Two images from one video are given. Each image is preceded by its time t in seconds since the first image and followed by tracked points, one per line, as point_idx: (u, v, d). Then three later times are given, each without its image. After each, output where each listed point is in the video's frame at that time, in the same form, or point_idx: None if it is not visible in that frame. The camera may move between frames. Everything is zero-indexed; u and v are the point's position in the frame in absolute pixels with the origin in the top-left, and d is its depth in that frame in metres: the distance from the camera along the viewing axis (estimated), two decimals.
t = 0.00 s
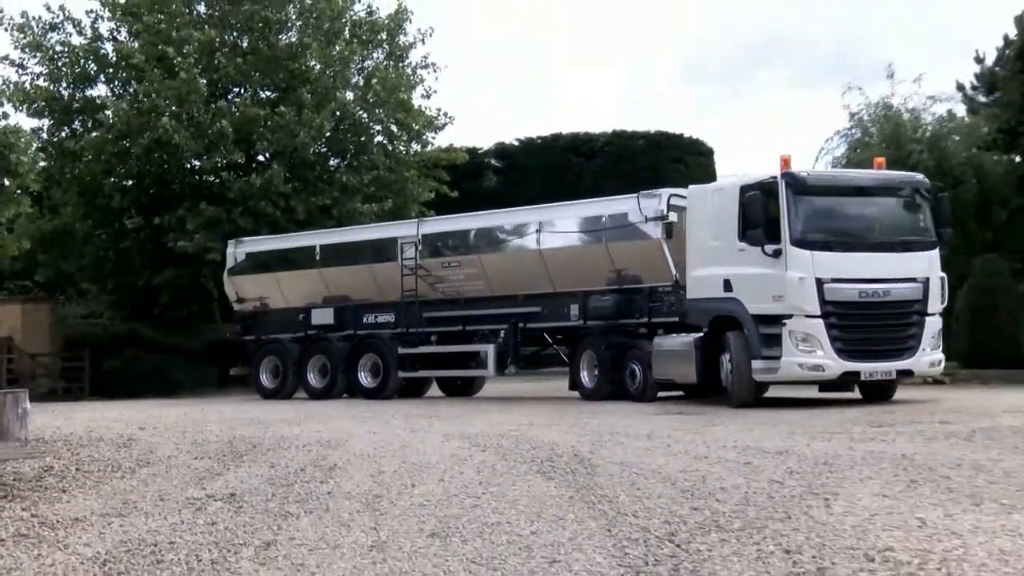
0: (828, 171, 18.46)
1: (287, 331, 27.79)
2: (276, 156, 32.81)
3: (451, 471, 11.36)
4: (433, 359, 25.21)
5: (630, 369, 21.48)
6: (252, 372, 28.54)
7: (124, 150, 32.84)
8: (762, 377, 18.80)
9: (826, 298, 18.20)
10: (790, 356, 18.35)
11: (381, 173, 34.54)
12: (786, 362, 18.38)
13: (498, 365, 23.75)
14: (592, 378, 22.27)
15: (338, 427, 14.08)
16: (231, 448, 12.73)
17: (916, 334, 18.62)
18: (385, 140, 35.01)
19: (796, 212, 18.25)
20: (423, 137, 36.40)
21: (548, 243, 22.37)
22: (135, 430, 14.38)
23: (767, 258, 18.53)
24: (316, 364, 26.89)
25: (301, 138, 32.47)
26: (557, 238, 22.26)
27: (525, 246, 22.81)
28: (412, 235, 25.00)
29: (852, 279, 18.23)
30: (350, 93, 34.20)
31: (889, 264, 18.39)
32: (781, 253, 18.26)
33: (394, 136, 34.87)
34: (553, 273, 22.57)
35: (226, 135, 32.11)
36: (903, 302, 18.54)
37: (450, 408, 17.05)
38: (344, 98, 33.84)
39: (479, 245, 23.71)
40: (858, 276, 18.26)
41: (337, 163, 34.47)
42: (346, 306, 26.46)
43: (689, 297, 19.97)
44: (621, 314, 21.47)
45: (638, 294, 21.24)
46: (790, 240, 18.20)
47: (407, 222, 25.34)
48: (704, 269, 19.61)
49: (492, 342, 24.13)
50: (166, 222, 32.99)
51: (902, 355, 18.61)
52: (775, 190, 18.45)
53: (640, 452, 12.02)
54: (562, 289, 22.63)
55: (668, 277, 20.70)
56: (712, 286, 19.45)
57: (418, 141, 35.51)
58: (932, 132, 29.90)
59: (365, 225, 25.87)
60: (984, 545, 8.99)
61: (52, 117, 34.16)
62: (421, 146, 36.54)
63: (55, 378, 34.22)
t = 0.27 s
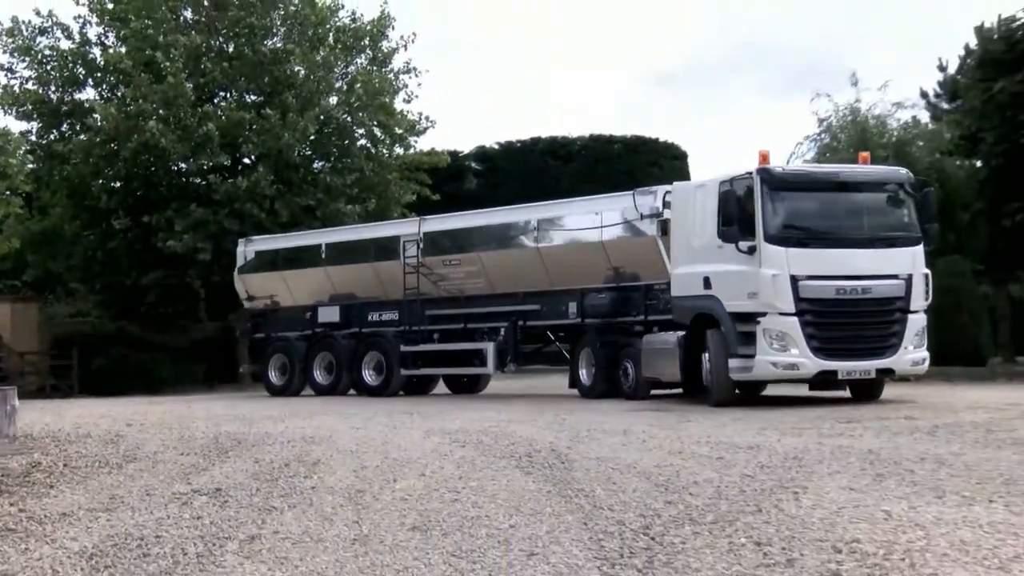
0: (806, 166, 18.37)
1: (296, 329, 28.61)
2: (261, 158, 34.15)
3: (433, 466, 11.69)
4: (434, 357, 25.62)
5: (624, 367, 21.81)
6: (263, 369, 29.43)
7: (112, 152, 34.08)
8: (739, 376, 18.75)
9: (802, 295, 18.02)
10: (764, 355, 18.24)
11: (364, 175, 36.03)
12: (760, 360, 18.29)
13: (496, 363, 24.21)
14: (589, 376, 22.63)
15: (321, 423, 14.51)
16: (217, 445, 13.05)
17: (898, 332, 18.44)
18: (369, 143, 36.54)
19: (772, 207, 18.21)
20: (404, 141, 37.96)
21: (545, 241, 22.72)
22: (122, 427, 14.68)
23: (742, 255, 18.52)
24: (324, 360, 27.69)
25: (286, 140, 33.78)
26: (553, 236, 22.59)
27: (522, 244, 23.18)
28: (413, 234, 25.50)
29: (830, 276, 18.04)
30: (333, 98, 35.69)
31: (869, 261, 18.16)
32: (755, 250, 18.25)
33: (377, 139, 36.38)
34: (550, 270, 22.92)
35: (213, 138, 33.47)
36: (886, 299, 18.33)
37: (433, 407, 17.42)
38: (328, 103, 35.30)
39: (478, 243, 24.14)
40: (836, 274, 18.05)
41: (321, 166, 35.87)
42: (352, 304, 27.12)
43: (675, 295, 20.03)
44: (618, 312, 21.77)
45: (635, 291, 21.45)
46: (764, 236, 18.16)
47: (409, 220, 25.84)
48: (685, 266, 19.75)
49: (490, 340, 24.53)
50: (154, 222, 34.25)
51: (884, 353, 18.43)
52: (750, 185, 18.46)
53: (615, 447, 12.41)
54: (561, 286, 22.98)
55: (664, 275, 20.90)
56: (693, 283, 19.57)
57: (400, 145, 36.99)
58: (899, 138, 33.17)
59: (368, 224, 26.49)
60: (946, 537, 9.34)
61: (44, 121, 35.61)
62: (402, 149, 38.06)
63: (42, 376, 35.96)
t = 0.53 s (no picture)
0: (778, 163, 18.50)
1: (302, 327, 29.16)
2: (247, 162, 35.13)
3: (413, 461, 12.03)
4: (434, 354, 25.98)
5: (614, 364, 22.13)
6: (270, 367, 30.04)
7: (100, 155, 34.94)
8: (707, 374, 18.92)
9: (771, 293, 18.20)
10: (733, 354, 18.41)
11: (348, 177, 37.17)
12: (729, 360, 18.45)
13: (493, 361, 24.66)
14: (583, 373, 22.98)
15: (303, 420, 14.89)
16: (202, 441, 13.35)
17: (874, 331, 18.58)
18: (351, 147, 37.59)
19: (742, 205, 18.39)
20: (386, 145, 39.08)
21: (540, 239, 23.04)
22: (108, 424, 14.94)
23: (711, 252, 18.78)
24: (328, 359, 28.22)
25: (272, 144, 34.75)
26: (548, 234, 22.91)
27: (517, 242, 23.51)
28: (412, 232, 25.91)
29: (801, 275, 18.24)
30: (317, 103, 36.69)
31: (843, 260, 18.34)
32: (725, 247, 18.45)
33: (359, 143, 37.47)
34: (545, 268, 23.25)
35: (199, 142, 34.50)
36: (861, 298, 18.49)
37: (415, 405, 17.77)
38: (311, 108, 36.30)
39: (475, 241, 24.49)
40: (808, 272, 18.25)
41: (306, 168, 36.91)
42: (356, 302, 27.63)
43: (654, 293, 20.27)
44: (611, 309, 21.95)
45: (628, 288, 21.55)
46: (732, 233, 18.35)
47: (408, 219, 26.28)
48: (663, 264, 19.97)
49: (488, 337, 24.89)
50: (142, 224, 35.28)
51: (859, 353, 18.60)
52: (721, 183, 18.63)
53: (591, 443, 12.79)
54: (557, 284, 23.28)
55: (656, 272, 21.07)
56: (670, 281, 19.79)
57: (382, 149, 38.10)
58: (864, 143, 36.99)
59: (369, 222, 27.00)
60: (908, 528, 9.72)
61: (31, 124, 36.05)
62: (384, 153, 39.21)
63: (31, 374, 37.82)
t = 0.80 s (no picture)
0: (750, 159, 18.42)
1: (308, 326, 29.64)
2: (234, 165, 36.43)
3: (399, 457, 12.33)
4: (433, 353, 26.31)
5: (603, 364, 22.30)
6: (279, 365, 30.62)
7: (91, 157, 36.18)
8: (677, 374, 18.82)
9: (740, 292, 18.13)
10: (703, 354, 18.34)
11: (333, 179, 38.38)
12: (699, 360, 18.38)
13: (491, 360, 25.07)
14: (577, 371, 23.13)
15: (290, 417, 15.27)
16: (191, 437, 13.67)
17: (850, 331, 18.41)
18: (337, 150, 38.77)
19: (712, 201, 18.30)
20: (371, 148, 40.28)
21: (535, 238, 23.34)
22: (99, 421, 15.24)
23: (681, 250, 18.81)
24: (332, 358, 28.69)
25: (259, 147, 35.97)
26: (542, 233, 23.23)
27: (513, 241, 23.83)
28: (412, 231, 26.34)
29: (774, 273, 18.13)
30: (304, 107, 37.95)
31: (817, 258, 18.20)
32: (695, 246, 18.41)
33: (345, 147, 38.67)
34: (540, 266, 23.49)
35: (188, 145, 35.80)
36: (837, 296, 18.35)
37: (402, 403, 18.10)
38: (297, 111, 37.50)
39: (473, 240, 24.82)
40: (781, 271, 18.14)
41: (292, 171, 38.10)
42: (360, 300, 27.96)
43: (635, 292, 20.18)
44: (604, 308, 21.96)
45: (621, 286, 21.64)
46: (700, 230, 18.29)
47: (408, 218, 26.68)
48: (639, 263, 20.01)
49: (486, 336, 25.25)
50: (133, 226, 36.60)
51: (834, 353, 18.49)
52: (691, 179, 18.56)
53: (570, 439, 13.14)
54: (552, 283, 23.50)
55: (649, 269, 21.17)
56: (644, 280, 19.81)
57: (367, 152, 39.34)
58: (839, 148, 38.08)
59: (371, 221, 27.46)
60: (877, 520, 10.04)
61: (23, 126, 37.28)
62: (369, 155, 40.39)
63: (22, 372, 38.31)
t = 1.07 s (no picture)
0: (720, 154, 18.63)
1: (314, 324, 30.17)
2: (224, 167, 37.12)
3: (385, 453, 12.62)
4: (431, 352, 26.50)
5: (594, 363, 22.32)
6: (288, 363, 31.27)
7: (83, 160, 36.72)
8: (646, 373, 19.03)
9: (707, 290, 18.30)
10: (670, 353, 18.57)
11: (320, 182, 39.49)
12: (666, 358, 18.62)
13: (486, 358, 25.16)
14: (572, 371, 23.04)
15: (278, 414, 15.58)
16: (181, 434, 13.94)
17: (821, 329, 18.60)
18: (324, 154, 39.77)
19: (684, 196, 18.45)
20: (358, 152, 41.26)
21: (528, 237, 23.54)
22: (89, 418, 15.53)
23: (649, 246, 19.06)
24: (336, 356, 29.20)
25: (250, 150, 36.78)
26: (534, 232, 23.40)
27: (506, 239, 24.11)
28: (411, 229, 26.77)
29: (743, 270, 18.29)
30: (292, 111, 38.90)
31: (787, 254, 18.34)
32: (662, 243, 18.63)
33: (332, 150, 39.70)
34: (533, 265, 23.72)
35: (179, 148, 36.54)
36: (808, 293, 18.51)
37: (390, 401, 18.42)
38: (286, 115, 38.49)
39: (468, 239, 25.15)
40: (750, 267, 18.29)
41: (280, 173, 38.97)
42: (363, 299, 28.43)
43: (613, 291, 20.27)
44: (597, 307, 21.86)
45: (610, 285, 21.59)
46: (668, 226, 18.47)
47: (408, 216, 27.23)
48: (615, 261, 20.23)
49: (483, 335, 25.44)
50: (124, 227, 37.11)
51: (804, 352, 18.66)
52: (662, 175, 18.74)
53: (553, 435, 13.48)
54: (545, 281, 23.63)
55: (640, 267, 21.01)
56: (619, 278, 20.03)
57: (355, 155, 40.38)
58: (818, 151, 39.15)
59: (371, 219, 28.02)
60: (848, 514, 10.36)
61: (15, 129, 37.94)
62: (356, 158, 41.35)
63: (16, 370, 38.86)
